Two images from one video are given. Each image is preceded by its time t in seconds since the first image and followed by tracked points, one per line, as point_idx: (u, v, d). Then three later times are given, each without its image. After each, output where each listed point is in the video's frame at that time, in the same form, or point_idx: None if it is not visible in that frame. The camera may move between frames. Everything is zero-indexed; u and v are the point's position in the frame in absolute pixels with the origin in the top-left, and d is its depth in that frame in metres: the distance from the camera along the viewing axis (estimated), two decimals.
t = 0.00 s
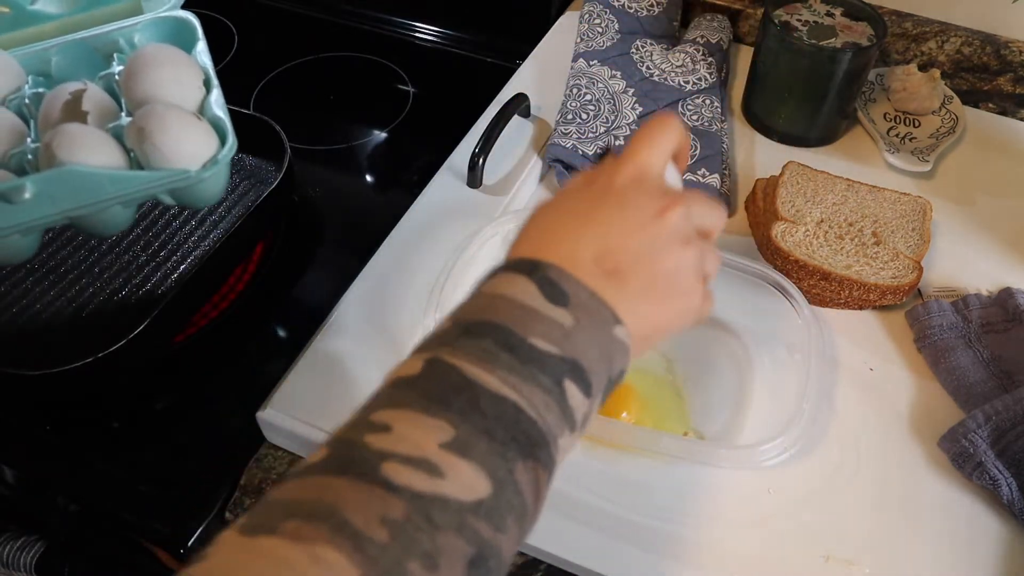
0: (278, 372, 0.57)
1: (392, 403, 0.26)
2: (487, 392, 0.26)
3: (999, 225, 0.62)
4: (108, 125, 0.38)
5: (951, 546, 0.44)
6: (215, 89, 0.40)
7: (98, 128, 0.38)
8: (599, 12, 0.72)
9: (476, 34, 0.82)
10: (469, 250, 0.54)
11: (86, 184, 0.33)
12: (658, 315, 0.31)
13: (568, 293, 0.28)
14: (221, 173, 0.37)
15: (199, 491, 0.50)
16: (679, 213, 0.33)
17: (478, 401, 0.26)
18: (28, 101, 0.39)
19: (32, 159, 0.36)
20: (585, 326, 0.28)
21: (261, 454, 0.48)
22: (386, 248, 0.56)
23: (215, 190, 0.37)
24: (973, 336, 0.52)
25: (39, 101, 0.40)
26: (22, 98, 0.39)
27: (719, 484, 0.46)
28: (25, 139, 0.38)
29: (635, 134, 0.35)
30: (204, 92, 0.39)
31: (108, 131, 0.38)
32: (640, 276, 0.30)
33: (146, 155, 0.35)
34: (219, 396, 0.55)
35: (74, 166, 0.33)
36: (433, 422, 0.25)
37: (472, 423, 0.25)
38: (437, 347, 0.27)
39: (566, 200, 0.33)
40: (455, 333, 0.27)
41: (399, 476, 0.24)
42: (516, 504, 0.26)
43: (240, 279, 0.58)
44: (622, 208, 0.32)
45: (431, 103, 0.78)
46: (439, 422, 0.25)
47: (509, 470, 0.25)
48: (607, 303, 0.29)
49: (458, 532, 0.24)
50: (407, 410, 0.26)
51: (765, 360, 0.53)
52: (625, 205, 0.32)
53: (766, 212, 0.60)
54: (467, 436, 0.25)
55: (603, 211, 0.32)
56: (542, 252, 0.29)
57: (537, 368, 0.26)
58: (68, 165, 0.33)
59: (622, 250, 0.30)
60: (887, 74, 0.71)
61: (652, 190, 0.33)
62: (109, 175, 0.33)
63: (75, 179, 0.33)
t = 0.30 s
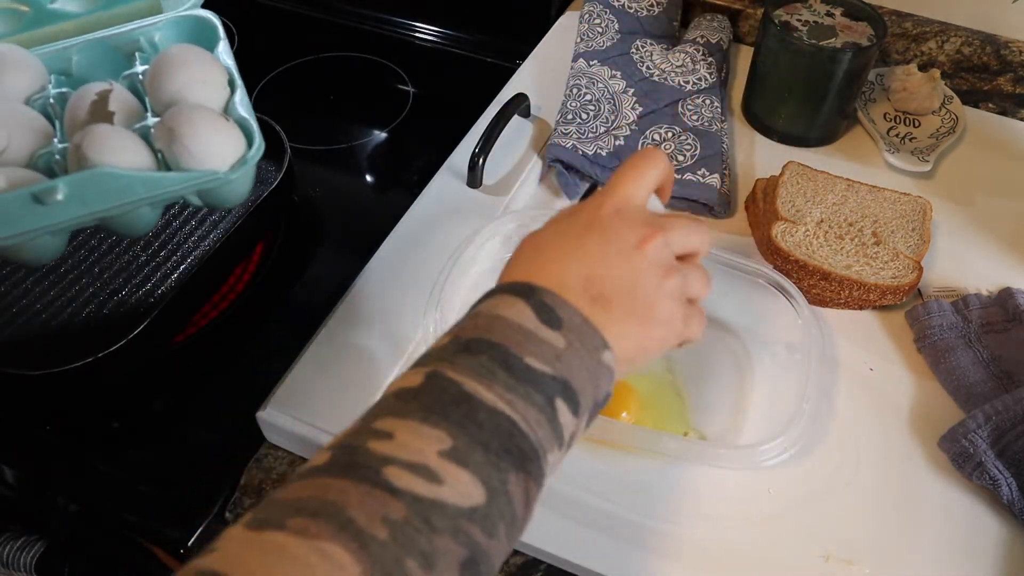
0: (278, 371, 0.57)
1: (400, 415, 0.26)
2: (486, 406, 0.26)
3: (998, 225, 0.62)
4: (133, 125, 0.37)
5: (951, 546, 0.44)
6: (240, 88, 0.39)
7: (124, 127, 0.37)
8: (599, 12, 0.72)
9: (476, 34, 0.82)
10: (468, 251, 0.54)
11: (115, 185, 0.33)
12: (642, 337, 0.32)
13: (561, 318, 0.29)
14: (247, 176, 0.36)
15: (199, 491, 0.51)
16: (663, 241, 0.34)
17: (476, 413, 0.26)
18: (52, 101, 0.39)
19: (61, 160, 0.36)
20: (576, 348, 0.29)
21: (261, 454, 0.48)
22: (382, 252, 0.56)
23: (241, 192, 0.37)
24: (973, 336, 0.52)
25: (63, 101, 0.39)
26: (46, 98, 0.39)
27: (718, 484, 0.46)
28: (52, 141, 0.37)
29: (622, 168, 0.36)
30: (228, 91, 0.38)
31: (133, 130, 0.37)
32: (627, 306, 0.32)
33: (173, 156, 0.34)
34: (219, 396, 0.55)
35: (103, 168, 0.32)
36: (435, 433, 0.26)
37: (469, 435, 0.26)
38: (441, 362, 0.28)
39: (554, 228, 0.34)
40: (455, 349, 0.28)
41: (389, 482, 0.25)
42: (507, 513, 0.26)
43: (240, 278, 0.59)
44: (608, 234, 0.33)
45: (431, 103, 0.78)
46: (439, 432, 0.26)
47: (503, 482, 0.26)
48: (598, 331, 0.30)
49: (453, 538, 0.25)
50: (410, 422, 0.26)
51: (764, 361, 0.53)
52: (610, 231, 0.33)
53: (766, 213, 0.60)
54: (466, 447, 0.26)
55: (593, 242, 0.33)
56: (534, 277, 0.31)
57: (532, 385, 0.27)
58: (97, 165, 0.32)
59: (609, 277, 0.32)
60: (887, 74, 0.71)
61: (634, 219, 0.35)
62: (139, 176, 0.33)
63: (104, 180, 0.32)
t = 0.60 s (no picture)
0: (278, 371, 0.57)
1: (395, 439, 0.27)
2: (485, 438, 0.27)
3: (999, 225, 0.62)
4: (163, 138, 0.41)
5: (950, 546, 0.44)
6: (267, 105, 0.43)
7: (152, 142, 0.41)
8: (599, 12, 0.72)
9: (476, 34, 0.82)
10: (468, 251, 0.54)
11: (145, 202, 0.36)
12: (641, 354, 0.33)
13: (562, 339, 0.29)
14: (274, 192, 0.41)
15: (199, 490, 0.50)
16: (673, 252, 0.35)
17: (475, 449, 0.26)
18: (79, 112, 0.44)
19: (87, 172, 0.40)
20: (577, 375, 0.28)
21: (261, 454, 0.48)
22: (382, 255, 0.56)
23: (268, 208, 0.41)
24: (973, 337, 0.52)
25: (89, 112, 0.44)
26: (73, 109, 0.43)
27: (719, 485, 0.46)
28: (80, 151, 0.41)
29: (652, 165, 0.36)
30: (257, 110, 0.42)
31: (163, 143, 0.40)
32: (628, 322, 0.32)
33: (203, 173, 0.38)
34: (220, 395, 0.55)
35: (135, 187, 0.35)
36: (435, 467, 0.26)
37: (469, 470, 0.26)
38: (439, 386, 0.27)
39: (574, 225, 0.34)
40: (454, 371, 0.28)
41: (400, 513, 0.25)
42: (501, 546, 0.27)
43: (241, 278, 0.60)
44: (626, 245, 0.33)
45: (432, 103, 0.78)
46: (439, 467, 0.26)
47: (499, 515, 0.27)
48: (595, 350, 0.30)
49: (451, 574, 0.25)
50: (408, 451, 0.26)
51: (764, 361, 0.53)
52: (629, 244, 0.34)
53: (766, 212, 0.60)
54: (464, 483, 0.26)
55: (604, 252, 0.33)
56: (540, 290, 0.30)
57: (530, 416, 0.27)
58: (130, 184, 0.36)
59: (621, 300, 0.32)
60: (887, 74, 0.71)
61: (656, 227, 0.35)
62: (168, 195, 0.36)
63: (135, 199, 0.36)
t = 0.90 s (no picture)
0: (277, 371, 0.57)
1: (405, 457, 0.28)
2: (493, 463, 0.28)
3: (999, 225, 0.62)
4: (226, 181, 0.42)
5: (951, 547, 0.44)
6: (331, 152, 0.43)
7: (215, 187, 0.42)
8: (599, 12, 0.72)
9: (476, 34, 0.82)
10: (468, 250, 0.54)
11: (205, 256, 0.36)
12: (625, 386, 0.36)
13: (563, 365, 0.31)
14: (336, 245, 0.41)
15: (199, 490, 0.50)
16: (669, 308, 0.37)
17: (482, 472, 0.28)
18: (138, 143, 0.45)
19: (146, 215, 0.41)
20: (570, 402, 0.31)
21: (261, 454, 0.48)
22: (382, 255, 0.56)
23: (327, 258, 0.41)
24: (973, 337, 0.52)
25: (147, 144, 0.45)
26: (133, 141, 0.44)
27: (719, 485, 0.46)
28: (139, 192, 0.42)
29: (657, 216, 0.37)
30: (320, 158, 0.43)
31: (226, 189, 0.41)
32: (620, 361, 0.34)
33: (267, 227, 0.38)
34: (219, 395, 0.55)
35: (197, 243, 0.36)
36: (439, 488, 0.27)
37: (475, 492, 0.28)
38: (448, 408, 0.29)
39: (576, 257, 0.36)
40: (463, 392, 0.29)
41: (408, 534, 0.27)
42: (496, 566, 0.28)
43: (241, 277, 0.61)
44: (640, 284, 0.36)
45: (432, 102, 0.78)
46: (448, 489, 0.28)
47: (497, 537, 0.28)
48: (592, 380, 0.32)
49: None
50: (417, 470, 0.28)
51: (764, 361, 0.53)
52: (634, 286, 0.35)
53: (766, 212, 0.60)
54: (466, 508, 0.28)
55: (611, 295, 0.34)
56: (540, 307, 0.33)
57: (531, 441, 0.29)
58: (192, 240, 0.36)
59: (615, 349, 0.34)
60: (887, 74, 0.71)
61: (659, 281, 0.36)
62: (231, 251, 0.36)
63: (197, 254, 0.36)
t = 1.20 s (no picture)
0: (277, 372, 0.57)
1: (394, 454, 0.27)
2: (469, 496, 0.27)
3: (999, 225, 0.62)
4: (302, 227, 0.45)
5: (951, 547, 0.44)
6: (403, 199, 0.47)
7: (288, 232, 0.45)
8: (599, 12, 0.72)
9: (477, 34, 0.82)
10: (469, 250, 0.55)
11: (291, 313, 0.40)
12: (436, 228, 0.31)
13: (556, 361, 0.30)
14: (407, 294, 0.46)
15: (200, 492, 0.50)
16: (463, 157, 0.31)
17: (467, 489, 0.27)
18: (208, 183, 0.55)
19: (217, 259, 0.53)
20: (406, 278, 0.26)
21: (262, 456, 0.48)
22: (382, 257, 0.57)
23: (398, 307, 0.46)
24: (973, 336, 0.52)
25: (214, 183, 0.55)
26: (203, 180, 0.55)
27: (719, 485, 0.46)
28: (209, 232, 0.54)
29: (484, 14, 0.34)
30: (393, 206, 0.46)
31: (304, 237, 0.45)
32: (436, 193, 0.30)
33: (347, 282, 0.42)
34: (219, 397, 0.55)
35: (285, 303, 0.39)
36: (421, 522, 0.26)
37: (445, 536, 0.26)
38: (264, 339, 0.24)
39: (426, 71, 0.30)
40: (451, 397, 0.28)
41: (260, 492, 0.24)
42: None
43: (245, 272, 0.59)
44: (446, 85, 0.30)
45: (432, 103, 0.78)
46: (287, 442, 0.24)
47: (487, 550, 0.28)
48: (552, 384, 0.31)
49: None
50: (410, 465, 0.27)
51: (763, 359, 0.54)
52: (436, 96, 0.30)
53: (766, 212, 0.60)
54: (316, 454, 0.24)
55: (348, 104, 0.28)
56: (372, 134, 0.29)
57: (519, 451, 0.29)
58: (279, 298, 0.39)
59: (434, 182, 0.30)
60: (887, 74, 0.71)
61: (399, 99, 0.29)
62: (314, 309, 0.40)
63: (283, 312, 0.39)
